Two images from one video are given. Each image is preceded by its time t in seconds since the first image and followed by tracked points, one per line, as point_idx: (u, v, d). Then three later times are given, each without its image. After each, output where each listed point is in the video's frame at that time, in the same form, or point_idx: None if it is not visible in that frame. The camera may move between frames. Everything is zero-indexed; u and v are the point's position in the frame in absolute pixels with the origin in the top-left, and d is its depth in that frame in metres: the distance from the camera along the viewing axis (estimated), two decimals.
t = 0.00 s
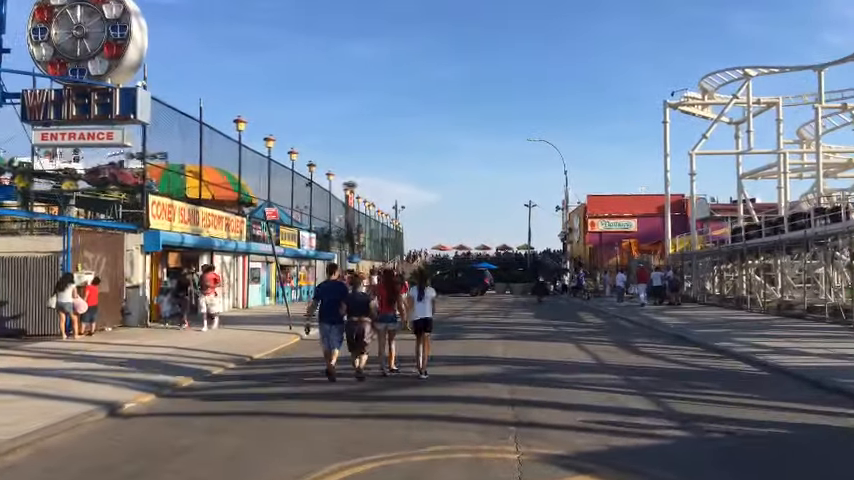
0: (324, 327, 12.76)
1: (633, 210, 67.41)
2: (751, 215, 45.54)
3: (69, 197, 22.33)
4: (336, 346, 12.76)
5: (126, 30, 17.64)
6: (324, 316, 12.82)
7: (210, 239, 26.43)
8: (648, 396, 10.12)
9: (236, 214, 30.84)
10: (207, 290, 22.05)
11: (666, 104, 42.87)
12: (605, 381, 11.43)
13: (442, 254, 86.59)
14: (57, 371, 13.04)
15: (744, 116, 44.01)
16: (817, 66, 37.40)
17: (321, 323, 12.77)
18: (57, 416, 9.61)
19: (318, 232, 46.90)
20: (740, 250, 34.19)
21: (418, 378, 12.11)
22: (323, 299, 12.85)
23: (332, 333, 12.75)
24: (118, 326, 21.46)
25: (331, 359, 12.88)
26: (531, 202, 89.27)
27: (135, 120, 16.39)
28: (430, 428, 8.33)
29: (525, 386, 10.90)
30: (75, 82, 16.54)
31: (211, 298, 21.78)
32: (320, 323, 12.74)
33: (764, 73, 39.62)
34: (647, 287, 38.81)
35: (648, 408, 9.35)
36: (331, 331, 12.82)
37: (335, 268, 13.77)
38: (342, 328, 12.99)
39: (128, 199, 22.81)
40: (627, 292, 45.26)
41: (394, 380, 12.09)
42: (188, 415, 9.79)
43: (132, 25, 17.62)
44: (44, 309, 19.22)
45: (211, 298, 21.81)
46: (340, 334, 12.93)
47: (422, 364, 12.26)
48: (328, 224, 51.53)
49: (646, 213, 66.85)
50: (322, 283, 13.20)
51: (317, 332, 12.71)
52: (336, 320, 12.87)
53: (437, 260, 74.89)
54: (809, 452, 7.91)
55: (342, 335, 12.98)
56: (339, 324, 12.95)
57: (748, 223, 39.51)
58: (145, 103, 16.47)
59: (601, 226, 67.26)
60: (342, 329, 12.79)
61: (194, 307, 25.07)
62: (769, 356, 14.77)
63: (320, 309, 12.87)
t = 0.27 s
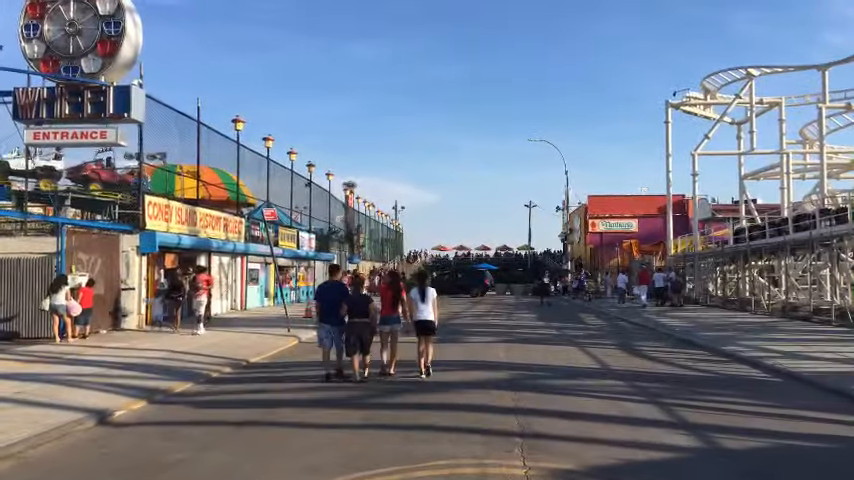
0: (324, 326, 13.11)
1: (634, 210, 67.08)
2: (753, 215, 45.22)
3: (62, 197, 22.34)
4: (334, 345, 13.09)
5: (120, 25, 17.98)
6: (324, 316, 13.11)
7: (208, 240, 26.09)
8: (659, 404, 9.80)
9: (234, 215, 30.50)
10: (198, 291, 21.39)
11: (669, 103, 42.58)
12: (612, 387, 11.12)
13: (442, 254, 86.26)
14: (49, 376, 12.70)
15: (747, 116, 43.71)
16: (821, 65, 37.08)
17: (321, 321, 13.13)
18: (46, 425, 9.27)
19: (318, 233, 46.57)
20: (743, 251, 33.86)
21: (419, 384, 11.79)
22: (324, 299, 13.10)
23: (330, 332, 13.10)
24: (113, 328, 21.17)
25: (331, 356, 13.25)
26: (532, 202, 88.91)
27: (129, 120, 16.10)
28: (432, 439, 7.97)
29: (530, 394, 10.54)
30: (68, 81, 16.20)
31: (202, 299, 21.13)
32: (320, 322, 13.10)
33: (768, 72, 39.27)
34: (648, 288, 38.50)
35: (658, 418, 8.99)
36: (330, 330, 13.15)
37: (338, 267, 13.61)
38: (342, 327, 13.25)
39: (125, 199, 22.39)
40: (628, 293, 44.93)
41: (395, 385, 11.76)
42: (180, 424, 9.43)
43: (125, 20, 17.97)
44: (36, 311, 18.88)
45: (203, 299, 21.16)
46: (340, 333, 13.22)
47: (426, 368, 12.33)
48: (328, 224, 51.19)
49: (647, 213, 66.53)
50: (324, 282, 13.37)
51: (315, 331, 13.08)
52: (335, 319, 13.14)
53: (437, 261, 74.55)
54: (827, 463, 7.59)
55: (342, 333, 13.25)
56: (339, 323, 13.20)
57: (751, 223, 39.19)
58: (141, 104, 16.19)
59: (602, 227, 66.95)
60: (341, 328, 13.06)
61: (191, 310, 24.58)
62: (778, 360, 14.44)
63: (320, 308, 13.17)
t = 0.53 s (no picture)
0: (323, 326, 12.69)
1: (635, 210, 66.71)
2: (756, 214, 44.84)
3: (57, 193, 20.90)
4: (334, 346, 12.73)
5: (109, 16, 18.28)
6: (324, 316, 12.70)
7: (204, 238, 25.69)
8: (666, 407, 9.39)
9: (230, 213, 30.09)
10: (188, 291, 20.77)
11: (670, 101, 42.22)
12: (617, 389, 10.70)
13: (442, 254, 85.88)
14: (34, 377, 12.28)
15: (749, 114, 43.34)
16: (825, 63, 36.70)
17: (320, 322, 12.71)
18: (25, 428, 8.85)
19: (316, 232, 46.15)
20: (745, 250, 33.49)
21: (416, 385, 11.37)
22: (324, 299, 12.67)
23: (330, 333, 12.69)
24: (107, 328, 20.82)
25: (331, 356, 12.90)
26: (532, 202, 88.54)
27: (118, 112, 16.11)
28: (429, 444, 7.55)
29: (531, 396, 10.12)
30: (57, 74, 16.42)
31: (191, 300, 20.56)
32: (319, 323, 12.69)
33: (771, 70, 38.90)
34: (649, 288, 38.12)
35: (666, 421, 8.57)
36: (330, 331, 12.73)
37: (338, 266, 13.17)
38: (342, 327, 12.87)
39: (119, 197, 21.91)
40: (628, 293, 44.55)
41: (391, 386, 11.34)
42: (165, 427, 9.00)
43: (115, 11, 18.26)
44: (26, 309, 18.48)
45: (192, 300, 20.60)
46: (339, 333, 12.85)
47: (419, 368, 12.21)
48: (327, 223, 50.76)
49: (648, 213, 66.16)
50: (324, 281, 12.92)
51: (314, 331, 12.67)
52: (335, 319, 12.75)
53: (436, 261, 74.16)
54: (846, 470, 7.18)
55: (342, 333, 12.87)
56: (339, 323, 12.80)
57: (753, 223, 38.82)
58: (129, 97, 16.22)
59: (602, 227, 66.59)
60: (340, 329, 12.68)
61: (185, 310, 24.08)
62: (787, 361, 14.04)
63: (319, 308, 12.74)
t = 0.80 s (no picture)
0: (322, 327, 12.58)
1: (636, 210, 66.37)
2: (758, 215, 44.49)
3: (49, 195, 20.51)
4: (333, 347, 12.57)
5: (99, 13, 18.13)
6: (323, 317, 12.59)
7: (200, 239, 25.34)
8: (674, 417, 9.06)
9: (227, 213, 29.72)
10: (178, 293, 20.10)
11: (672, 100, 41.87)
12: (623, 397, 10.36)
13: (441, 254, 85.47)
14: (20, 383, 11.91)
15: (751, 114, 43.00)
16: (828, 62, 36.34)
17: (319, 322, 12.60)
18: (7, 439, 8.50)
19: (315, 233, 45.77)
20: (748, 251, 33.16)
21: (415, 393, 11.02)
22: (323, 300, 12.58)
23: (329, 334, 12.57)
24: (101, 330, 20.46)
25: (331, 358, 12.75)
26: (532, 202, 88.05)
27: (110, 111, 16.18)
28: (428, 458, 7.20)
29: (534, 405, 9.77)
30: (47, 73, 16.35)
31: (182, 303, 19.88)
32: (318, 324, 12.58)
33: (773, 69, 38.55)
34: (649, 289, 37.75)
35: (675, 433, 8.24)
36: (329, 332, 12.61)
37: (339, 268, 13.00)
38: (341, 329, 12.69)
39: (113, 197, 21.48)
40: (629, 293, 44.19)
41: (389, 394, 10.99)
42: (153, 439, 8.66)
43: (106, 8, 18.13)
44: (17, 312, 18.11)
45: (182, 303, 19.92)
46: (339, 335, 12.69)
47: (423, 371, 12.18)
48: (325, 223, 50.36)
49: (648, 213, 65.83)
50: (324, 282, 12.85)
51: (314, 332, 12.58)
52: (334, 321, 12.60)
53: (435, 261, 73.77)
54: None
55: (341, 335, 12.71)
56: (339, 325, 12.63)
57: (755, 223, 38.47)
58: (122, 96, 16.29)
59: (603, 227, 66.24)
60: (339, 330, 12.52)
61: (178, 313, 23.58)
62: (794, 367, 13.70)
63: (318, 309, 12.66)
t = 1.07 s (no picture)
0: (325, 327, 12.24)
1: (637, 210, 66.04)
2: (760, 214, 44.16)
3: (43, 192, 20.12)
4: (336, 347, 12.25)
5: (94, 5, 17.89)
6: (325, 317, 12.25)
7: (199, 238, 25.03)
8: (687, 419, 8.73)
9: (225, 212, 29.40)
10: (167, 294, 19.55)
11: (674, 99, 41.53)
12: (632, 398, 10.03)
13: (441, 254, 85.06)
14: (10, 384, 11.57)
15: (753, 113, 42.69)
16: (832, 60, 36.00)
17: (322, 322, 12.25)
18: None
19: (314, 232, 45.41)
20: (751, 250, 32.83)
21: (417, 394, 10.69)
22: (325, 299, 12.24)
23: (332, 333, 12.23)
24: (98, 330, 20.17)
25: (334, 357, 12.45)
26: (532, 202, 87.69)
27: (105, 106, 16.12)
28: (433, 462, 6.86)
29: (540, 406, 9.44)
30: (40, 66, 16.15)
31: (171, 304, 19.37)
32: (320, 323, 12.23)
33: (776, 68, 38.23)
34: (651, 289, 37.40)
35: (689, 436, 7.92)
36: (331, 331, 12.27)
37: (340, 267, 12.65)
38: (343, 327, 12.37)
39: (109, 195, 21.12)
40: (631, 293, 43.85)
41: (390, 395, 10.65)
42: (146, 441, 8.31)
43: None
44: (11, 311, 17.77)
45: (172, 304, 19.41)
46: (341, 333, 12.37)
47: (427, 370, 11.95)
48: (324, 223, 50.00)
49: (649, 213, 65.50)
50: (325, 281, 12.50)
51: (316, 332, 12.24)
52: (336, 320, 12.27)
53: (435, 261, 73.39)
54: None
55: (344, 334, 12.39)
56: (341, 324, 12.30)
57: (758, 222, 38.14)
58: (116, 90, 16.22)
59: (603, 227, 65.91)
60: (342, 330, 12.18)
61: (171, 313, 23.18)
62: (805, 367, 13.37)
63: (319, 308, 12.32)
